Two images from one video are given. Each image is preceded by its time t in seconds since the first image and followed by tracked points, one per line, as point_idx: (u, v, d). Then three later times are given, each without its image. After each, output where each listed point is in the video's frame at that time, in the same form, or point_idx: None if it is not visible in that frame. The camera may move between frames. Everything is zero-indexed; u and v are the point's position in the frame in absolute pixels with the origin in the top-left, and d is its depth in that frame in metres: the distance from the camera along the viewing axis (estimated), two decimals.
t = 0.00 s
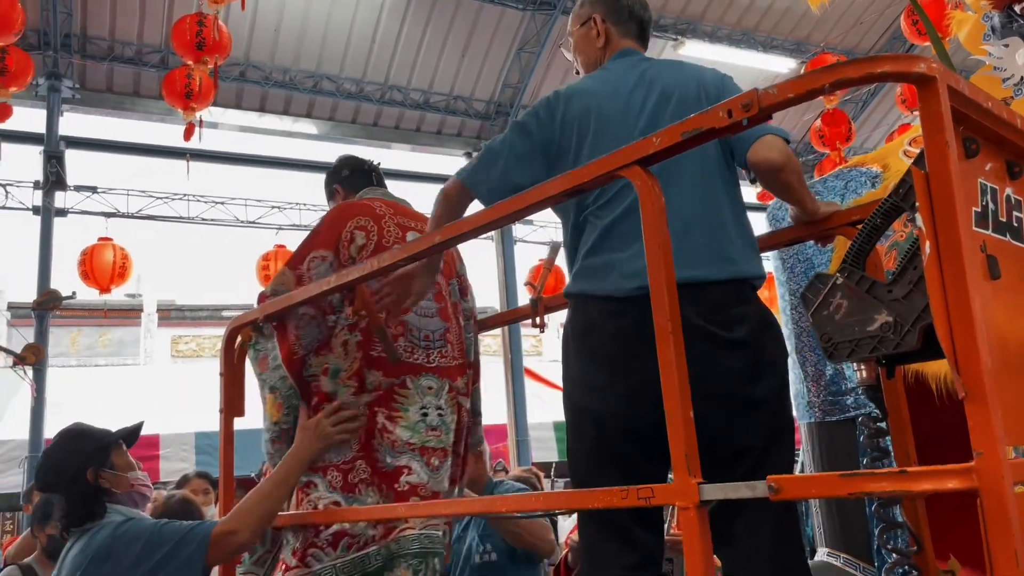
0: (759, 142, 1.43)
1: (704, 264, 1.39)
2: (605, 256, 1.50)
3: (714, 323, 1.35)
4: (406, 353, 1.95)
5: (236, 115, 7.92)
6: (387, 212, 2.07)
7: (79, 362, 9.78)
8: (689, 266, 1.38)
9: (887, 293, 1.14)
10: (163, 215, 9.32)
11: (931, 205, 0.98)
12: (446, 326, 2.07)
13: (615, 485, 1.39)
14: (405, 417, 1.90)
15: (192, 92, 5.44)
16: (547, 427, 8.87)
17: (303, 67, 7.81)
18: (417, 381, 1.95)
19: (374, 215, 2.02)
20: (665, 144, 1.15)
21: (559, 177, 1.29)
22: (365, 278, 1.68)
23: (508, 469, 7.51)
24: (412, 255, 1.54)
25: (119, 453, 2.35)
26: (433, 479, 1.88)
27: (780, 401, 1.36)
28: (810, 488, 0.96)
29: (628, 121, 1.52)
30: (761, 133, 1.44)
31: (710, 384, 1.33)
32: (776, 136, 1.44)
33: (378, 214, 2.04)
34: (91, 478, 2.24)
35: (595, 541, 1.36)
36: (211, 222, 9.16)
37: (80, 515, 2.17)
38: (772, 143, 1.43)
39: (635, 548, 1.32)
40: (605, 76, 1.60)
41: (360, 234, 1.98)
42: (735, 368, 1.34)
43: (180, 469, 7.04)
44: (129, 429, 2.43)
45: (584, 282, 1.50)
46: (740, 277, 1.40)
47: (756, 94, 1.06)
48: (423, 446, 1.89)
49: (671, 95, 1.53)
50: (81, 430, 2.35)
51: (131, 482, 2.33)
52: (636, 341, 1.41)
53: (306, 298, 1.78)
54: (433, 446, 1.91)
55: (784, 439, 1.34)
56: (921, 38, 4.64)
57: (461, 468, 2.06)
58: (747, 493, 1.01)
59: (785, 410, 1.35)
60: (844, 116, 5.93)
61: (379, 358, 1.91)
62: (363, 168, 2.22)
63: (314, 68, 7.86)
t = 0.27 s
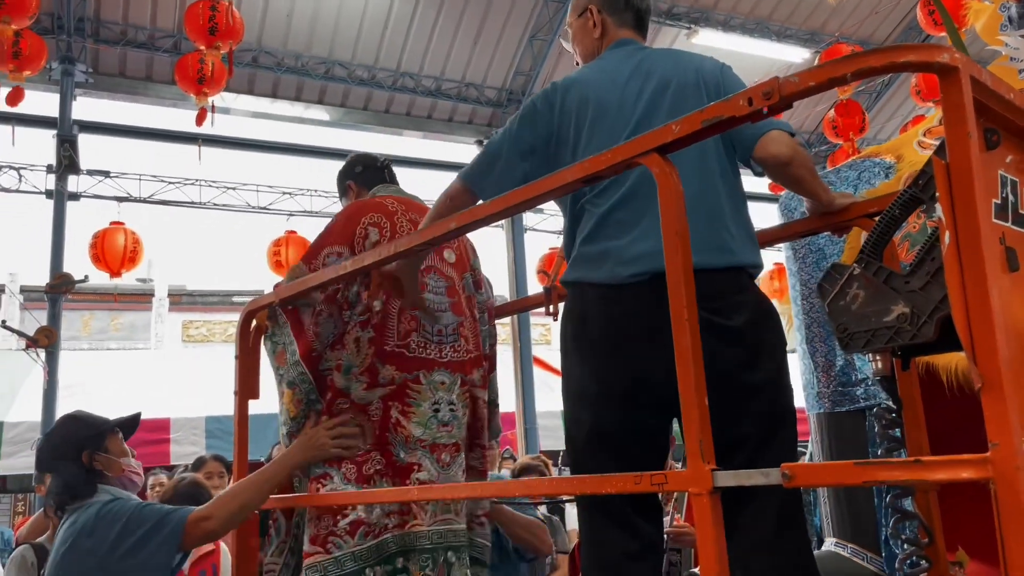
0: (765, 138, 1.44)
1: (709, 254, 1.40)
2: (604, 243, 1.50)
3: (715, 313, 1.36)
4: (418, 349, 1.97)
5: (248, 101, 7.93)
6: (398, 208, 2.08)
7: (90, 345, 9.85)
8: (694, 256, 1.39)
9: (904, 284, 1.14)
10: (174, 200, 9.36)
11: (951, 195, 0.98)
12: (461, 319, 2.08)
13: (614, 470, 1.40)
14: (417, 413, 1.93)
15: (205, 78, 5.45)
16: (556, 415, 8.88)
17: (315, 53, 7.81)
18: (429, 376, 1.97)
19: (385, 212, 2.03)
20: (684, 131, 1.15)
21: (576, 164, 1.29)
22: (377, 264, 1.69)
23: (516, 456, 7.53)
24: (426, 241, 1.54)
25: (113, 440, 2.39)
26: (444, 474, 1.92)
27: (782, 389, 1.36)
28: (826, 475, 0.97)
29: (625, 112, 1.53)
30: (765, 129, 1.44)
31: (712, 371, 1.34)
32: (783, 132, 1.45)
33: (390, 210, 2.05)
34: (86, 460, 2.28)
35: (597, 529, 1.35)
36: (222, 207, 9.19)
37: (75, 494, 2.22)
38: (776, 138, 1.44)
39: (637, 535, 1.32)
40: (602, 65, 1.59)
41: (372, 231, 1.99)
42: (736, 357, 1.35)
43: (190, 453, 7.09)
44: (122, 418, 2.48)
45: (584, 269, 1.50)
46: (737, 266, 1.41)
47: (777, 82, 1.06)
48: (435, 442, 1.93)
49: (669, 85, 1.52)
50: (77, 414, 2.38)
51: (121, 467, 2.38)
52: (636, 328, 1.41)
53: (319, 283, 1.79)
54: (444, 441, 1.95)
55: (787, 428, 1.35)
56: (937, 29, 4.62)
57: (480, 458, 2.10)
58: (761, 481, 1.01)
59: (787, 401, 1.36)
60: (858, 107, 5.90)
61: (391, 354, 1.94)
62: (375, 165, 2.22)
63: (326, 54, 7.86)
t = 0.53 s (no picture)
0: (773, 124, 1.42)
1: (714, 240, 1.39)
2: (610, 228, 1.49)
3: (718, 299, 1.36)
4: (421, 406, 1.93)
5: (260, 83, 7.94)
6: (413, 254, 2.04)
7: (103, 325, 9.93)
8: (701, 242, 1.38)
9: (912, 270, 1.13)
10: (186, 182, 9.40)
11: (960, 181, 0.97)
12: (471, 372, 2.02)
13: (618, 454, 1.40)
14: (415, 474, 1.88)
15: (218, 59, 5.45)
16: (564, 401, 8.90)
17: (327, 36, 7.81)
18: (431, 435, 1.92)
19: (396, 256, 2.00)
20: (691, 115, 1.15)
21: (582, 149, 1.29)
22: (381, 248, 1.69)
23: (523, 441, 7.56)
24: (433, 227, 1.54)
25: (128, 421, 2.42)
26: (440, 537, 1.87)
27: (787, 375, 1.35)
28: (828, 461, 0.97)
29: (634, 93, 1.52)
30: (774, 114, 1.42)
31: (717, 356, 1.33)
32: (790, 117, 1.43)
33: (402, 257, 2.01)
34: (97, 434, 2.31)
35: (601, 514, 1.35)
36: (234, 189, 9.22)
37: (85, 466, 2.24)
38: (785, 124, 1.41)
39: (640, 519, 1.32)
40: (610, 47, 1.59)
41: (378, 278, 1.96)
42: (740, 344, 1.34)
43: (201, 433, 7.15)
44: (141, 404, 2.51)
45: (589, 254, 1.49)
46: (744, 253, 1.40)
47: (785, 65, 1.05)
48: (430, 505, 1.88)
49: (678, 68, 1.51)
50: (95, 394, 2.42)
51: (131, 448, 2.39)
52: (642, 312, 1.40)
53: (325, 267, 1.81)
54: (442, 503, 1.89)
55: (791, 414, 1.35)
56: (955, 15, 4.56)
57: (510, 513, 2.00)
58: (764, 465, 1.01)
59: (792, 387, 1.36)
60: (873, 95, 5.85)
61: (393, 410, 1.90)
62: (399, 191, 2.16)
63: (339, 37, 7.85)
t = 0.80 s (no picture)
0: (792, 111, 1.42)
1: (730, 223, 1.38)
2: (622, 210, 1.48)
3: (732, 282, 1.35)
4: (418, 476, 2.05)
5: (273, 62, 7.93)
6: (428, 318, 2.16)
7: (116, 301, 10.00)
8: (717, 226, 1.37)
9: (927, 253, 1.13)
10: (199, 160, 9.42)
11: (978, 163, 0.97)
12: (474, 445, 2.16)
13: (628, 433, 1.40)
14: (400, 533, 2.03)
15: (231, 37, 5.45)
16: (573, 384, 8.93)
17: (340, 15, 7.78)
18: (422, 502, 2.04)
19: (409, 317, 2.13)
20: (709, 93, 1.14)
21: (596, 128, 1.28)
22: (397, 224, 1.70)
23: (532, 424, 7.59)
24: (449, 204, 1.54)
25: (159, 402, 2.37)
26: None
27: (799, 357, 1.35)
28: (840, 442, 0.97)
29: (653, 69, 1.51)
30: (795, 100, 1.41)
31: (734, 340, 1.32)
32: (811, 105, 1.42)
33: (415, 320, 2.14)
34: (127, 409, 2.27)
35: (611, 494, 1.36)
36: (246, 168, 9.24)
37: (109, 434, 2.21)
38: (805, 112, 1.41)
39: (651, 498, 1.33)
40: (629, 24, 1.58)
41: (386, 337, 2.09)
42: (753, 327, 1.34)
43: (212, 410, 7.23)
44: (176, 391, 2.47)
45: (603, 235, 1.48)
46: (757, 236, 1.39)
47: (804, 44, 1.04)
48: (410, 566, 2.04)
49: (699, 45, 1.50)
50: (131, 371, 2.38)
51: (156, 429, 2.34)
52: (654, 293, 1.40)
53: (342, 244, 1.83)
54: (421, 567, 2.05)
55: (803, 398, 1.34)
56: None
57: None
58: (775, 446, 1.02)
59: (803, 370, 1.36)
60: (889, 80, 5.80)
61: (390, 474, 2.04)
62: (417, 244, 2.27)
63: (352, 16, 7.84)
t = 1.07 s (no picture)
0: (817, 89, 1.40)
1: (751, 196, 1.37)
2: (641, 181, 1.47)
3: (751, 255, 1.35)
4: (414, 487, 2.22)
5: (287, 36, 7.90)
6: (438, 338, 2.31)
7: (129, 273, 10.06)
8: (736, 198, 1.36)
9: (942, 225, 1.12)
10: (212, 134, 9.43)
11: (996, 132, 0.96)
12: (470, 464, 2.31)
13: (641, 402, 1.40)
14: (391, 533, 2.18)
15: (245, 9, 5.43)
16: (582, 362, 8.96)
17: None
18: (417, 509, 2.23)
19: (418, 335, 2.27)
20: (724, 62, 1.14)
21: (611, 97, 1.28)
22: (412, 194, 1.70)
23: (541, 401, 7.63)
24: (462, 175, 1.54)
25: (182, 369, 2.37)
26: None
27: (815, 330, 1.35)
28: (849, 410, 0.97)
29: (677, 40, 1.50)
30: (821, 78, 1.39)
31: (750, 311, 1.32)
32: (835, 83, 1.40)
33: (424, 338, 2.28)
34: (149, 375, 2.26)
35: (623, 463, 1.37)
36: (259, 143, 9.25)
37: (133, 401, 2.20)
38: (830, 91, 1.39)
39: (664, 467, 1.33)
40: None
41: (396, 352, 2.22)
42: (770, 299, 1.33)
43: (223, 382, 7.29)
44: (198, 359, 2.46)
45: (621, 206, 1.48)
46: (779, 210, 1.38)
47: (822, 12, 1.03)
48: (393, 567, 2.17)
49: (725, 15, 1.48)
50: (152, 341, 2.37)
51: (177, 395, 2.33)
52: (670, 264, 1.40)
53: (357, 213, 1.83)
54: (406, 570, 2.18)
55: (817, 370, 1.34)
56: None
57: None
58: (785, 414, 1.02)
59: (817, 342, 1.36)
60: (907, 60, 5.74)
61: (390, 481, 2.21)
62: (427, 268, 2.44)
63: None
